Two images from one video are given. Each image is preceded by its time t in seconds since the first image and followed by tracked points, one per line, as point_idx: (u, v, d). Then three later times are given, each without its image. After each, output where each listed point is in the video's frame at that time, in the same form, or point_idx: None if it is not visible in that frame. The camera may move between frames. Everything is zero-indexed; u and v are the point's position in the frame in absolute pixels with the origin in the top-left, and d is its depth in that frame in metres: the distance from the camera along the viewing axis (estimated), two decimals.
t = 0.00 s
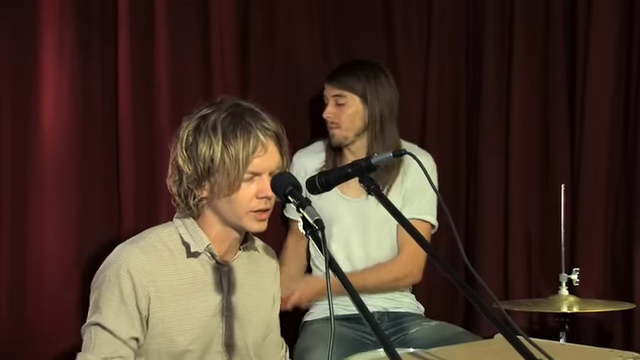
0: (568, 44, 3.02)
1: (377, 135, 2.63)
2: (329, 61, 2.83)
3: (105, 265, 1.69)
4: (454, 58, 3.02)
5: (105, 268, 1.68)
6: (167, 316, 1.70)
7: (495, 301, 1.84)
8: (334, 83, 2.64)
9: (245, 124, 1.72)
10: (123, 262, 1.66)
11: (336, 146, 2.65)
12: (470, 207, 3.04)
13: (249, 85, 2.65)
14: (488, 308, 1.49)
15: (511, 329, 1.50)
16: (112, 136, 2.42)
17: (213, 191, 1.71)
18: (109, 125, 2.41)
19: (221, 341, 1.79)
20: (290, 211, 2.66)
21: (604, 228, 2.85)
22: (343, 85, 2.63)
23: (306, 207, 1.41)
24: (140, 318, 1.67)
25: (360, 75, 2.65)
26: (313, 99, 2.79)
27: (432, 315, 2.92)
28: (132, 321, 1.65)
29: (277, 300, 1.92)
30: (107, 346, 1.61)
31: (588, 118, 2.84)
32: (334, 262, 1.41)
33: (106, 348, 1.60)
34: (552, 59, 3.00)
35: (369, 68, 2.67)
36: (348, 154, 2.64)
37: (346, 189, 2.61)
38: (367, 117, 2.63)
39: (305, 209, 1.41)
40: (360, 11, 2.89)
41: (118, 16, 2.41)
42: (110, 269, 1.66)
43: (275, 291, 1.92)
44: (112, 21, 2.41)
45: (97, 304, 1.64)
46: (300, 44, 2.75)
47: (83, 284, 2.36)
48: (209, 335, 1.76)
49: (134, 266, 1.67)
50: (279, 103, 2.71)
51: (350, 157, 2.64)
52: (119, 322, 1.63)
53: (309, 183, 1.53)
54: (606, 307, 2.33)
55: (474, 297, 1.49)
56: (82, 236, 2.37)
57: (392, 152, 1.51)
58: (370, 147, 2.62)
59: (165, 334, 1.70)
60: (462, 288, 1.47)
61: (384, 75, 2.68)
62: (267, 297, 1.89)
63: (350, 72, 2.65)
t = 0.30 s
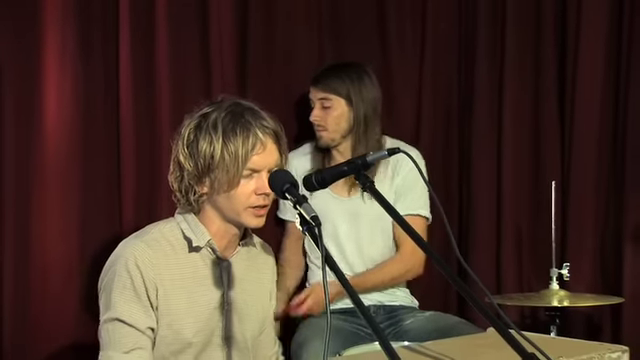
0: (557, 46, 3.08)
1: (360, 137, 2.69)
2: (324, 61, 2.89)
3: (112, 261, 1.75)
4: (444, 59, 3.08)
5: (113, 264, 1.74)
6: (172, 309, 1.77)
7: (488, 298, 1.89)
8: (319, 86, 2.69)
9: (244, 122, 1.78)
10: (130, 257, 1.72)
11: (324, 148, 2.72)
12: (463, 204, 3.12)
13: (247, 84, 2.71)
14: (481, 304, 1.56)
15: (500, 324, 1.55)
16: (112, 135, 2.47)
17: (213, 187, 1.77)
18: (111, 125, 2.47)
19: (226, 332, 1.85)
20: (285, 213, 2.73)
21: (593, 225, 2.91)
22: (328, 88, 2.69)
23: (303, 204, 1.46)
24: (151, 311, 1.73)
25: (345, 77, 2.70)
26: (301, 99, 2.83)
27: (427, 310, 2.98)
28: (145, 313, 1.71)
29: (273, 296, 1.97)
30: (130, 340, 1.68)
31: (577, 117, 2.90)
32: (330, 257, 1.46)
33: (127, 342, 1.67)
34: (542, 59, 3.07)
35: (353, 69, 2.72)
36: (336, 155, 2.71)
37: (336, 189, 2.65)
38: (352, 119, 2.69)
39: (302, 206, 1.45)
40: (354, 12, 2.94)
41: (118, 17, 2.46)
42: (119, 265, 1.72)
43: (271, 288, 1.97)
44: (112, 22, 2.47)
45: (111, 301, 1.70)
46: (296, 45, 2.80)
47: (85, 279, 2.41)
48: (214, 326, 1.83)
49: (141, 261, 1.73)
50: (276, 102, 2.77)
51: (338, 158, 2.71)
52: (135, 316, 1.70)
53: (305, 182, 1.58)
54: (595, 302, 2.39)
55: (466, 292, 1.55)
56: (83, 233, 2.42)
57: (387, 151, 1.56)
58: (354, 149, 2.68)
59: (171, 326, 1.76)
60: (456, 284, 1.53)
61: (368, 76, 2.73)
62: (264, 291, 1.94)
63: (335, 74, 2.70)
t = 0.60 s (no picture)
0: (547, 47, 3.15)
1: (348, 129, 2.76)
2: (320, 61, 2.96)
3: (115, 255, 1.79)
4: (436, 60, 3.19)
5: (115, 257, 1.78)
6: (172, 302, 1.81)
7: (479, 289, 1.93)
8: (309, 80, 2.75)
9: (240, 117, 1.85)
10: (132, 251, 1.77)
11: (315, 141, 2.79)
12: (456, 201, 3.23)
13: (245, 83, 2.77)
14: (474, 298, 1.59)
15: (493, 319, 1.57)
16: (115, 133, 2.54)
17: (211, 180, 1.83)
18: (112, 123, 2.54)
19: (225, 325, 1.90)
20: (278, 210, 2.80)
21: (583, 220, 2.97)
22: (317, 82, 2.74)
23: (300, 200, 1.50)
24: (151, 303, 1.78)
25: (333, 71, 2.76)
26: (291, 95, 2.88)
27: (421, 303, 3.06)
28: (144, 306, 1.76)
29: (272, 289, 2.04)
30: (129, 331, 1.72)
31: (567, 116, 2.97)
32: (328, 254, 1.50)
33: (126, 333, 1.72)
34: (533, 54, 3.12)
35: (340, 64, 2.79)
36: (328, 147, 2.79)
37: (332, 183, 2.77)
38: (341, 111, 2.76)
39: (299, 202, 1.50)
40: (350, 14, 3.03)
41: (120, 17, 2.52)
42: (121, 259, 1.76)
43: (271, 281, 2.03)
44: (115, 23, 2.53)
45: (112, 293, 1.74)
46: (293, 43, 2.86)
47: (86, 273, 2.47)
48: (213, 320, 1.87)
49: (143, 255, 1.78)
50: (274, 100, 2.83)
51: (330, 150, 2.79)
52: (135, 308, 1.74)
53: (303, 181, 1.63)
54: (585, 295, 2.45)
55: (460, 286, 1.57)
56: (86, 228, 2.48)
57: (382, 148, 1.62)
58: (344, 140, 2.76)
59: (172, 319, 1.81)
60: (449, 278, 1.57)
61: (356, 71, 2.81)
62: (264, 285, 2.00)
63: (323, 69, 2.76)
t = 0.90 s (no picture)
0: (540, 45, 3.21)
1: (349, 127, 2.83)
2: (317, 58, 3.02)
3: (115, 249, 1.82)
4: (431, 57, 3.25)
5: (116, 251, 1.82)
6: (172, 295, 1.85)
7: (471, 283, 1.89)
8: (310, 79, 2.81)
9: (220, 107, 1.92)
10: (132, 245, 1.81)
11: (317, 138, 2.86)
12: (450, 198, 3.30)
13: (244, 81, 2.83)
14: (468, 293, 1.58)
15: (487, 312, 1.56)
16: (116, 129, 2.60)
17: (200, 171, 1.89)
18: (114, 120, 2.59)
19: (223, 317, 1.94)
20: (279, 204, 2.87)
21: (574, 215, 3.03)
22: (319, 81, 2.81)
23: (297, 197, 1.55)
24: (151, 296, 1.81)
25: (334, 70, 2.83)
26: (290, 93, 2.94)
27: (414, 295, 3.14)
28: (144, 298, 1.79)
29: (271, 280, 2.10)
30: (130, 323, 1.74)
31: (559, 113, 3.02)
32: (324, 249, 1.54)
33: (129, 325, 1.74)
34: (526, 54, 3.20)
35: (342, 63, 2.85)
36: (329, 144, 2.86)
37: (332, 179, 2.83)
38: (342, 109, 2.83)
39: (296, 198, 1.55)
40: (346, 12, 3.08)
41: (121, 16, 2.58)
42: (121, 253, 1.80)
43: (269, 272, 2.10)
44: (116, 22, 2.59)
45: (113, 286, 1.77)
46: (291, 42, 2.92)
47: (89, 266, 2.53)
48: (212, 311, 1.92)
49: (142, 249, 1.81)
50: (272, 98, 2.90)
51: (331, 147, 2.86)
52: (135, 301, 1.77)
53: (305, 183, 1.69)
54: (575, 289, 2.51)
55: (453, 280, 1.57)
56: (88, 222, 2.54)
57: (378, 146, 1.64)
58: (345, 138, 2.83)
59: (172, 311, 1.85)
60: (443, 272, 1.57)
61: (356, 69, 2.87)
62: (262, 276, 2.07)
63: (325, 67, 2.82)
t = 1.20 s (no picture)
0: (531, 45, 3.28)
1: (352, 122, 2.89)
2: (314, 56, 3.08)
3: (107, 250, 1.83)
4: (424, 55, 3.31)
5: (108, 252, 1.82)
6: (164, 294, 1.88)
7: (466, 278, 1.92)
8: (315, 73, 2.89)
9: (205, 111, 1.90)
10: (124, 247, 1.81)
11: (319, 132, 2.92)
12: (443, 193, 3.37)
13: (243, 79, 2.90)
14: (462, 286, 1.60)
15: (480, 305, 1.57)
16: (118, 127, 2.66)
17: (188, 176, 1.89)
18: (117, 119, 2.65)
19: (217, 313, 1.98)
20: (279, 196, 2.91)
21: (564, 211, 3.10)
22: (323, 75, 2.88)
23: (294, 194, 1.55)
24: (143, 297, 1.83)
25: (339, 66, 2.90)
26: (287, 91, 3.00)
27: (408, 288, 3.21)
28: (135, 299, 1.79)
29: (264, 274, 2.14)
30: (118, 323, 1.74)
31: (549, 111, 3.09)
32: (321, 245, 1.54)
33: (117, 325, 1.73)
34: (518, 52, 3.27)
35: (347, 60, 2.93)
36: (331, 139, 2.92)
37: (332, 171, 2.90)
38: (345, 104, 2.89)
39: (294, 195, 1.54)
40: (342, 11, 3.14)
41: (123, 16, 2.63)
42: (113, 254, 1.80)
43: (263, 267, 2.14)
44: (117, 22, 2.64)
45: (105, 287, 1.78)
46: (289, 41, 2.98)
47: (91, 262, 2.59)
48: (206, 309, 1.95)
49: (134, 250, 1.82)
50: (270, 96, 2.96)
51: (334, 141, 2.92)
52: (125, 301, 1.77)
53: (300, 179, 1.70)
54: (566, 284, 2.58)
55: (447, 275, 1.59)
56: (90, 219, 2.60)
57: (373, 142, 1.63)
58: (347, 132, 2.89)
59: (165, 311, 1.88)
60: (437, 267, 1.60)
61: (361, 67, 2.94)
62: (257, 272, 2.11)
63: (329, 64, 2.91)
